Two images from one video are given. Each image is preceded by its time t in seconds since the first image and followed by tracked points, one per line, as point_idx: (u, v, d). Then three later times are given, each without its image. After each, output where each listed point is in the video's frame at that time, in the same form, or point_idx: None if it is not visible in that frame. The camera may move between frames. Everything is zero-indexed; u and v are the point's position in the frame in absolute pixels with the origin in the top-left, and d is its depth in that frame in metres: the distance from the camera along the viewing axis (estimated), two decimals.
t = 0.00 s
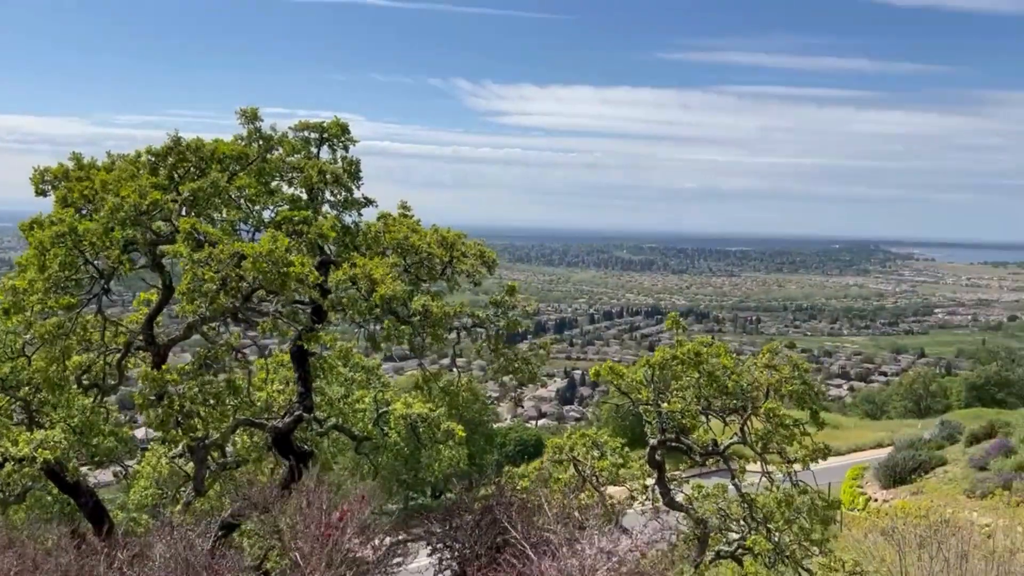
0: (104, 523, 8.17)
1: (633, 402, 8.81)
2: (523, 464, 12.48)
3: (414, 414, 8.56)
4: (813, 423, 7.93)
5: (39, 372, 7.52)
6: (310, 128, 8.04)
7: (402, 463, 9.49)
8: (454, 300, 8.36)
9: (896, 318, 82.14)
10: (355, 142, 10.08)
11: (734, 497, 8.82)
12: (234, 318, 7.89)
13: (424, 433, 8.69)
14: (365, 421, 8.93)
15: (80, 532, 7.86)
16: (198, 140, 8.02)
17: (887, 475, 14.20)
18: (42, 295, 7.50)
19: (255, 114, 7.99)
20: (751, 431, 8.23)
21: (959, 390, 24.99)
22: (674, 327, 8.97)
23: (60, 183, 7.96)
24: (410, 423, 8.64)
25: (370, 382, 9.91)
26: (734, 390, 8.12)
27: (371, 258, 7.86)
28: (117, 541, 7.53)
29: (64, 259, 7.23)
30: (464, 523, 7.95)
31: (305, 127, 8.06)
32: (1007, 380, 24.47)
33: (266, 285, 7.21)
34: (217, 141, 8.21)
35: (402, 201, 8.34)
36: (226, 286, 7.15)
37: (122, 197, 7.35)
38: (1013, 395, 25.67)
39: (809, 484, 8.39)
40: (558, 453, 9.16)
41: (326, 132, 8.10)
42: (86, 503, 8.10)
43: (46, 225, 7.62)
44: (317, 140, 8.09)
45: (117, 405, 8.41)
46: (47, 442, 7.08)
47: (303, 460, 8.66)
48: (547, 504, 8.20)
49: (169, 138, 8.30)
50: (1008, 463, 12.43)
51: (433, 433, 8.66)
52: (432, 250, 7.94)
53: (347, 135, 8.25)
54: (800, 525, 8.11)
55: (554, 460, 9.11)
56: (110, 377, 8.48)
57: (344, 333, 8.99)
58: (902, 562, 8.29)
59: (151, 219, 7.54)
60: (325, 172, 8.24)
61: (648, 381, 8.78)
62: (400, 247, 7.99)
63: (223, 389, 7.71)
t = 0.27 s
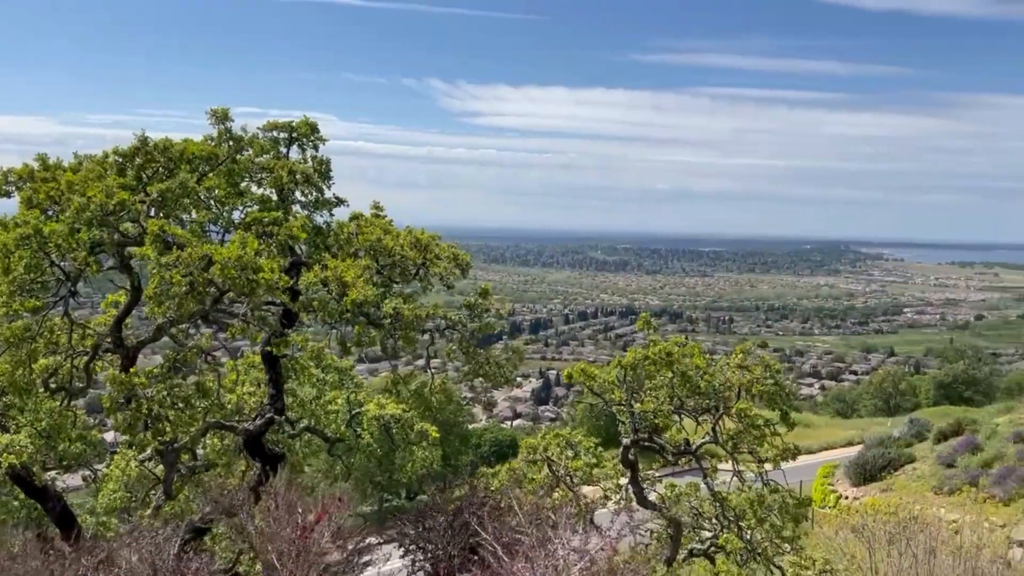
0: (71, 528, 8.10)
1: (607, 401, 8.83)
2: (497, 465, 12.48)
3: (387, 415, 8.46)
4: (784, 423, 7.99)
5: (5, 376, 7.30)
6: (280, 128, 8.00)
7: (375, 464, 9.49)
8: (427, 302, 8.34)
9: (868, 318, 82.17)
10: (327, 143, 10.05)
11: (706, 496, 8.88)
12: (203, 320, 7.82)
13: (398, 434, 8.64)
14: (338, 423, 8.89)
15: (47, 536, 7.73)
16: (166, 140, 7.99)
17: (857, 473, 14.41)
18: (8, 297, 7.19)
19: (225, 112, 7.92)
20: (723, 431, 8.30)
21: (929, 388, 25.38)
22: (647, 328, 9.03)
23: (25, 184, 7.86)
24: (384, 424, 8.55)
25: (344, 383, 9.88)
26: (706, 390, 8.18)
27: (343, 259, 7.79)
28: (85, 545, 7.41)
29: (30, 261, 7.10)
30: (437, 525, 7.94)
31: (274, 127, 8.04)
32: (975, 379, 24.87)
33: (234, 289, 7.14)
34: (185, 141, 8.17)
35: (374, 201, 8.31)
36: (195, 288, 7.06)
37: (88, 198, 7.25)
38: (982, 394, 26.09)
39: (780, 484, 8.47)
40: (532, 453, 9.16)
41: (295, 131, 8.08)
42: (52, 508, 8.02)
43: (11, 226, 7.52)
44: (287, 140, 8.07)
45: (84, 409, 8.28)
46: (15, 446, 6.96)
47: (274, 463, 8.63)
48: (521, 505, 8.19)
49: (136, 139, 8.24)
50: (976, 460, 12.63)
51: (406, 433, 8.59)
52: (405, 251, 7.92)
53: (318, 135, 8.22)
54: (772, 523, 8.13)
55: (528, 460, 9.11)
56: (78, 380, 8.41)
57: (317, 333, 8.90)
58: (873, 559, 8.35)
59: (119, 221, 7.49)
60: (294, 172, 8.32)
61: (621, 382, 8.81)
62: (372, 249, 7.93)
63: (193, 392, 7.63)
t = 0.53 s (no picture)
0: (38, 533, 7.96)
1: (580, 401, 8.86)
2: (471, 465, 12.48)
3: (360, 417, 8.41)
4: (754, 421, 8.08)
5: None
6: (251, 128, 7.94)
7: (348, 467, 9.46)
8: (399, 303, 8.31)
9: (837, 318, 82.17)
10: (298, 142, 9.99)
11: (678, 494, 8.94)
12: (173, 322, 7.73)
13: (371, 436, 8.59)
14: (311, 425, 8.83)
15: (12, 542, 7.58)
16: (135, 140, 7.92)
17: (827, 471, 14.61)
18: None
19: (194, 112, 7.84)
20: (695, 430, 8.38)
21: (898, 386, 25.77)
22: (619, 328, 9.08)
23: None
24: (357, 425, 8.47)
25: (317, 385, 9.82)
26: (677, 390, 8.25)
27: (313, 260, 7.75)
28: (52, 550, 7.27)
29: None
30: (410, 526, 7.91)
31: (245, 127, 7.96)
32: (943, 378, 25.29)
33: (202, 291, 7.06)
34: (154, 140, 8.09)
35: (346, 202, 8.27)
36: (164, 288, 6.94)
37: (53, 199, 7.13)
38: (949, 392, 26.54)
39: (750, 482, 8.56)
40: (506, 454, 9.15)
41: (266, 131, 8.02)
42: (18, 513, 7.86)
43: None
44: (258, 140, 8.01)
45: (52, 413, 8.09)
46: None
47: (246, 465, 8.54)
48: (494, 505, 8.17)
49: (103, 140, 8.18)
50: (943, 457, 12.85)
51: (380, 435, 8.55)
52: (377, 252, 7.90)
53: (289, 135, 8.16)
54: (743, 520, 8.18)
55: (502, 461, 9.11)
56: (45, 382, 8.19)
57: (289, 334, 8.82)
58: (842, 555, 8.44)
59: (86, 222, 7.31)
60: (265, 173, 8.31)
61: (594, 382, 8.85)
62: (343, 249, 7.90)
63: (162, 395, 7.49)
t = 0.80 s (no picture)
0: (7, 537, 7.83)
1: (555, 401, 8.89)
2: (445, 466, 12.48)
3: (336, 419, 8.37)
4: (727, 419, 8.16)
5: None
6: (224, 128, 7.89)
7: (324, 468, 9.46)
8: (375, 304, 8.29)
9: (811, 318, 82.18)
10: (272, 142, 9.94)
11: (653, 493, 9.01)
12: (146, 323, 7.66)
13: (346, 437, 8.56)
14: (286, 427, 8.79)
15: None
16: (106, 139, 7.81)
17: (801, 469, 14.78)
18: None
19: (166, 112, 7.79)
20: (668, 428, 8.43)
21: (872, 385, 26.12)
22: (594, 328, 9.12)
23: None
24: (332, 427, 8.42)
25: (292, 386, 9.79)
26: (650, 389, 8.31)
27: (289, 261, 7.71)
28: (23, 554, 7.17)
29: None
30: (387, 526, 7.91)
31: (219, 126, 7.91)
32: (915, 376, 25.67)
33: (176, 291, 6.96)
34: (126, 140, 8.00)
35: (321, 202, 8.24)
36: (137, 288, 6.85)
37: (23, 198, 7.02)
38: (922, 390, 26.95)
39: (725, 480, 8.63)
40: (483, 454, 9.16)
41: (240, 131, 7.97)
42: None
43: None
44: (231, 140, 7.96)
45: (21, 416, 7.97)
46: None
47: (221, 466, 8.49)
48: (470, 505, 8.15)
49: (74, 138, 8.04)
50: (914, 454, 13.04)
51: (355, 435, 8.55)
52: (352, 252, 7.86)
53: (263, 135, 8.12)
54: (717, 519, 8.26)
55: (479, 461, 9.11)
56: (15, 385, 8.02)
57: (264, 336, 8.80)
58: (816, 551, 8.54)
59: (56, 222, 7.23)
60: (240, 173, 8.27)
61: (569, 382, 8.89)
62: (318, 249, 7.86)
63: (134, 396, 7.40)
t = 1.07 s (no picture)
0: None
1: (534, 401, 8.91)
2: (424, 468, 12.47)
3: (314, 420, 8.36)
4: (704, 418, 8.22)
5: None
6: (201, 127, 7.84)
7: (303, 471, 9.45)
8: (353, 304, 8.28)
9: (788, 318, 82.12)
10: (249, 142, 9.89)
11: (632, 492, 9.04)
12: (121, 324, 7.60)
13: (325, 438, 8.53)
14: (264, 428, 8.75)
15: None
16: (81, 139, 7.73)
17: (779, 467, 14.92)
18: None
19: (142, 111, 7.73)
20: (646, 427, 8.45)
21: (849, 384, 26.41)
22: (573, 328, 9.16)
23: None
24: (311, 429, 8.44)
25: (270, 388, 9.75)
26: (629, 389, 8.36)
27: (266, 261, 7.68)
28: None
29: None
30: (364, 527, 7.89)
31: (195, 126, 7.86)
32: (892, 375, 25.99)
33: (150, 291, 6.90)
34: (101, 139, 7.93)
35: (299, 202, 8.21)
36: (111, 288, 6.79)
37: None
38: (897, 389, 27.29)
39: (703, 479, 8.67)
40: (462, 454, 9.14)
41: (217, 131, 7.93)
42: None
43: None
44: (209, 139, 7.91)
45: None
46: None
47: (198, 468, 8.44)
48: (447, 506, 8.12)
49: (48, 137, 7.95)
50: (890, 453, 13.19)
51: (333, 437, 8.52)
52: (330, 252, 7.82)
53: (241, 135, 8.07)
54: (695, 517, 8.31)
55: (458, 461, 9.09)
56: None
57: (242, 338, 8.77)
58: (793, 549, 8.61)
59: (29, 221, 7.15)
60: (216, 173, 8.22)
61: (548, 382, 8.89)
62: (295, 249, 7.83)
63: (108, 397, 7.33)
